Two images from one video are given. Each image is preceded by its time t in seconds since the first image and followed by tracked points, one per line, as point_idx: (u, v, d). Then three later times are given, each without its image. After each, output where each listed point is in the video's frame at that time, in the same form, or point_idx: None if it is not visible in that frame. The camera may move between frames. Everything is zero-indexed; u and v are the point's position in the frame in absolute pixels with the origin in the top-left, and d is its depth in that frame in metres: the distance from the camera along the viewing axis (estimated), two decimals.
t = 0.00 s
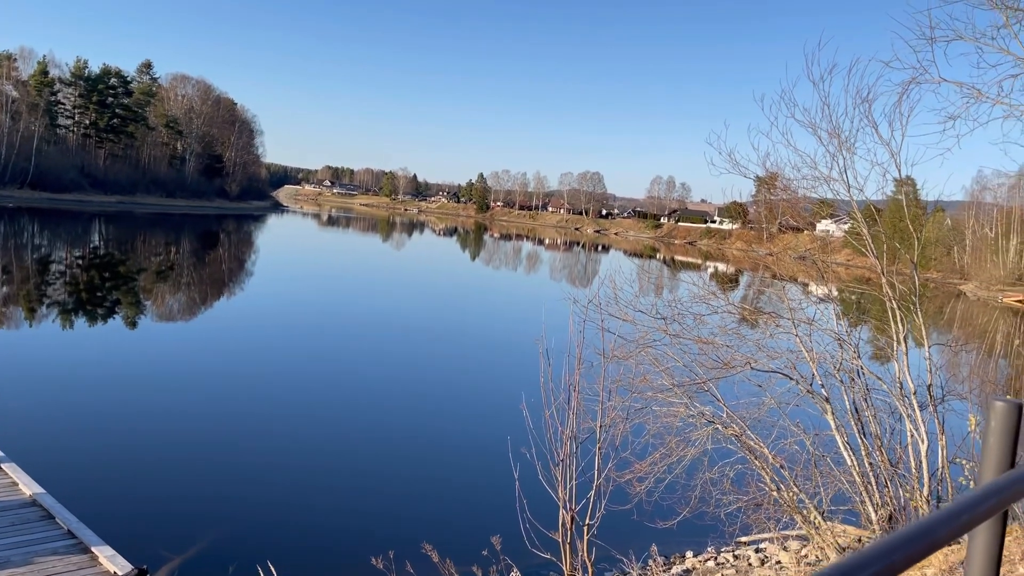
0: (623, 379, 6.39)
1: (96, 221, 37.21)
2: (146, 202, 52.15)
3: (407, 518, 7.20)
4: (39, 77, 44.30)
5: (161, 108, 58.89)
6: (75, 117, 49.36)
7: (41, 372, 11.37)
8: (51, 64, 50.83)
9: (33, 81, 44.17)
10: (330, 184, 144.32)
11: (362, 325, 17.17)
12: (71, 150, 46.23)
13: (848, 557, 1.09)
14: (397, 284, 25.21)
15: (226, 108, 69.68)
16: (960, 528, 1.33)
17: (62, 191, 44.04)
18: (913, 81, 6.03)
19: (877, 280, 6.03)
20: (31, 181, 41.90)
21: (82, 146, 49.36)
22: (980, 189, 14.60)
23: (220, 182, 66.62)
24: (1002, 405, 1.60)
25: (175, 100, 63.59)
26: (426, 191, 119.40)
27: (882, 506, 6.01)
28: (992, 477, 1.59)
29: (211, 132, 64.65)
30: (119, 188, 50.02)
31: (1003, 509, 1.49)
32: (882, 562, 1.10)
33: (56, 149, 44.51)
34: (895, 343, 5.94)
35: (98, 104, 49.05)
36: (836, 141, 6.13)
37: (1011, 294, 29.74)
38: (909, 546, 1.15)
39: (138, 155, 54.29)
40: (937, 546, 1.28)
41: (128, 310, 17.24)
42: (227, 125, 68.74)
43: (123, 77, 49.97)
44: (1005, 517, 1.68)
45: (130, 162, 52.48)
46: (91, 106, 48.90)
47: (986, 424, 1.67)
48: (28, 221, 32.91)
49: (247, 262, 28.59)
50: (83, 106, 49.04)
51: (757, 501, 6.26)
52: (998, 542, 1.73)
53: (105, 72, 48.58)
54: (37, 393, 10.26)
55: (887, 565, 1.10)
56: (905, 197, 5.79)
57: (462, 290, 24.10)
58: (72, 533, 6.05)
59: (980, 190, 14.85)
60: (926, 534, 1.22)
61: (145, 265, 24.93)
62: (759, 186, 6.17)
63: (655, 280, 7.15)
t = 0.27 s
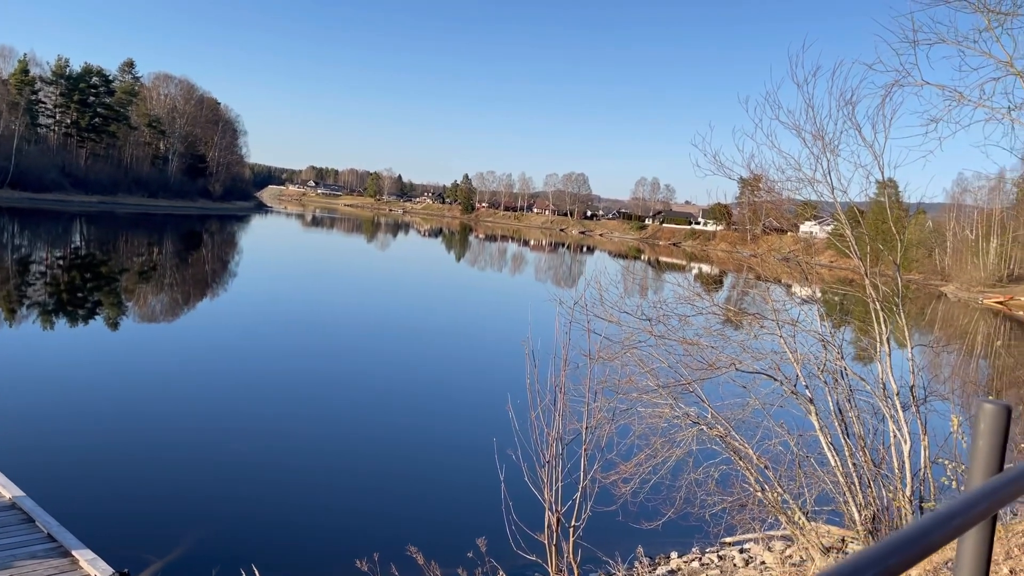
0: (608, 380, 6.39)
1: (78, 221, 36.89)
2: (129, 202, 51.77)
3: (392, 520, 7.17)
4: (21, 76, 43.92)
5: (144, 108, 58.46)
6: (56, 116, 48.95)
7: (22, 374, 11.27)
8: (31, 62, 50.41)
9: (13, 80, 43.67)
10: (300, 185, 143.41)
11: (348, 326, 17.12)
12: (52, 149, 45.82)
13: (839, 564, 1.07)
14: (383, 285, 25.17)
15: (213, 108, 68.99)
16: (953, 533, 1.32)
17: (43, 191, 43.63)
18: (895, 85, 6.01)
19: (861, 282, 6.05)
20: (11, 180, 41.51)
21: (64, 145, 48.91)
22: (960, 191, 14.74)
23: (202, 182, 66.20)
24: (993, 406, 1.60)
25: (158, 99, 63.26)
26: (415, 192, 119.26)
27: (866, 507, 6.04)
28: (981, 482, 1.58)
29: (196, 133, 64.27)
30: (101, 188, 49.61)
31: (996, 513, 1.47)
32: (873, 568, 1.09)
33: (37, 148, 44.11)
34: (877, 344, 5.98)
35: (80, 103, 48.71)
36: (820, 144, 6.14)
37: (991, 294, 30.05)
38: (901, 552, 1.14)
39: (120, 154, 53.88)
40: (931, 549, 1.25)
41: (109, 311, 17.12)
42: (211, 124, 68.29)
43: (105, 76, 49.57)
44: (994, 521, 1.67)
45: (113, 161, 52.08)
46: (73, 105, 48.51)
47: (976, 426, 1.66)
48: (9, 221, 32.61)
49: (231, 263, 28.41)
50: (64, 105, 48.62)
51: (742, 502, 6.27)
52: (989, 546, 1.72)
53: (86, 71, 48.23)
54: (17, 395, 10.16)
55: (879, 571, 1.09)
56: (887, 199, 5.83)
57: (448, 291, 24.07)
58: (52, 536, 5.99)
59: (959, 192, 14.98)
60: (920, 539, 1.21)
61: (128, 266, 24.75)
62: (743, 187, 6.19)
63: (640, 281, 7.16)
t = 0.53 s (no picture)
0: (593, 380, 6.38)
1: (60, 221, 36.50)
2: (111, 201, 51.33)
3: (377, 520, 7.16)
4: None
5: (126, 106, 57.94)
6: (36, 114, 48.42)
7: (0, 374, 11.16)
8: (10, 59, 49.81)
9: None
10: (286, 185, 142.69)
11: (332, 326, 17.09)
12: (33, 147, 45.36)
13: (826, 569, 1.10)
14: (368, 285, 25.12)
15: (191, 107, 68.96)
16: (941, 535, 1.34)
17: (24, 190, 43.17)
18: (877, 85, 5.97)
19: (844, 281, 6.07)
20: None
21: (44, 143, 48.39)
22: (941, 190, 14.84)
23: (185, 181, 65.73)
24: (978, 408, 1.62)
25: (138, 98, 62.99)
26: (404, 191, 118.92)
27: (849, 505, 6.08)
28: (968, 483, 1.60)
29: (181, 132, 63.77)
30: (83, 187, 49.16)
31: (984, 514, 1.50)
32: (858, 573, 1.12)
33: (17, 147, 43.61)
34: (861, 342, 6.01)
35: (61, 100, 48.18)
36: (803, 143, 6.15)
37: (973, 293, 30.32)
38: (888, 556, 1.16)
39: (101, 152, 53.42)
40: (918, 555, 1.27)
41: (91, 311, 16.97)
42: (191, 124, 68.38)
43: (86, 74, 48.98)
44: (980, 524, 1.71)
45: (94, 160, 51.57)
46: (54, 103, 48.01)
47: (961, 428, 1.69)
48: None
49: (214, 262, 28.17)
50: (45, 103, 48.08)
51: (726, 501, 6.30)
52: (975, 543, 1.75)
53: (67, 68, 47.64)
54: None
55: None
56: (869, 199, 5.86)
57: (435, 291, 24.03)
58: (33, 539, 5.94)
59: (940, 191, 15.09)
60: (907, 543, 1.24)
61: (109, 265, 24.56)
62: (726, 187, 6.21)
63: (625, 280, 7.16)
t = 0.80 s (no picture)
0: (580, 377, 6.39)
1: (42, 219, 36.08)
2: (94, 199, 50.85)
3: (363, 518, 7.16)
4: None
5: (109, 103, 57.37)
6: (17, 111, 47.85)
7: None
8: None
9: None
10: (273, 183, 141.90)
11: (317, 324, 17.03)
12: (14, 144, 44.86)
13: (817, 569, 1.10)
14: (355, 283, 25.04)
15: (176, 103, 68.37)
16: (931, 531, 1.34)
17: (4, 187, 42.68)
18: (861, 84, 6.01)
19: (828, 278, 6.12)
20: None
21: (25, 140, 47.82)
22: (922, 187, 14.96)
23: (170, 179, 65.23)
24: (964, 404, 1.64)
25: (121, 94, 62.38)
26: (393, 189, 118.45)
27: (833, 500, 6.12)
28: (956, 479, 1.62)
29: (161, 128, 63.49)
30: (65, 185, 48.66)
31: (971, 509, 1.51)
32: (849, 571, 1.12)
33: None
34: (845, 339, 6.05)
35: (42, 97, 47.63)
36: (788, 142, 6.18)
37: (955, 289, 30.61)
38: (879, 553, 1.17)
39: (83, 150, 52.88)
40: (908, 552, 1.27)
41: (73, 310, 16.81)
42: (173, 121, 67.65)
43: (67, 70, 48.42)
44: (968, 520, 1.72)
45: (75, 157, 51.02)
46: (34, 99, 47.46)
47: (950, 425, 1.69)
48: None
49: (198, 261, 27.92)
50: (26, 100, 47.51)
51: (712, 497, 6.33)
52: (961, 538, 1.77)
53: (49, 64, 47.07)
54: None
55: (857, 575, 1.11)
56: (852, 197, 5.93)
57: (423, 289, 23.99)
58: (14, 539, 5.88)
59: (922, 188, 15.21)
60: (897, 540, 1.24)
61: (92, 263, 24.35)
62: (711, 185, 6.23)
63: (611, 278, 7.18)
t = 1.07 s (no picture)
0: (567, 373, 6.40)
1: (26, 216, 35.72)
2: (77, 196, 50.38)
3: (351, 515, 7.18)
4: None
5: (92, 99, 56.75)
6: None
7: None
8: None
9: None
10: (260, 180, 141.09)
11: (304, 321, 16.99)
12: None
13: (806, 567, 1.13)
14: (341, 279, 24.97)
15: (160, 99, 67.75)
16: (918, 529, 1.37)
17: None
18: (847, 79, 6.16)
19: (812, 274, 6.16)
20: None
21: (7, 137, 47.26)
22: (907, 182, 15.02)
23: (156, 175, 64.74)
24: (952, 402, 1.67)
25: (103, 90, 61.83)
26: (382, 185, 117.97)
27: (818, 495, 6.18)
28: (942, 474, 1.65)
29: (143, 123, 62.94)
30: (48, 181, 48.15)
31: (961, 506, 1.54)
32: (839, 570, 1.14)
33: None
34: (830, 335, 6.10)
35: (23, 92, 47.05)
36: (773, 138, 6.20)
37: (939, 283, 30.81)
38: (868, 551, 1.19)
39: (66, 146, 52.33)
40: (895, 547, 1.29)
41: (56, 308, 16.67)
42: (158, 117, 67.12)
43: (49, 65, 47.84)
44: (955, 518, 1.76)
45: (58, 154, 50.49)
46: (15, 95, 46.88)
47: (940, 422, 1.72)
48: None
49: (183, 258, 27.73)
50: (6, 96, 46.92)
51: (698, 492, 6.37)
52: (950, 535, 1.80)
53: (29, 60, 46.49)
54: None
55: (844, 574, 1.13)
56: (837, 194, 5.98)
57: (411, 286, 23.94)
58: None
59: (906, 183, 15.28)
60: (887, 537, 1.27)
61: (74, 261, 24.13)
62: (697, 181, 6.23)
63: (597, 274, 7.18)
